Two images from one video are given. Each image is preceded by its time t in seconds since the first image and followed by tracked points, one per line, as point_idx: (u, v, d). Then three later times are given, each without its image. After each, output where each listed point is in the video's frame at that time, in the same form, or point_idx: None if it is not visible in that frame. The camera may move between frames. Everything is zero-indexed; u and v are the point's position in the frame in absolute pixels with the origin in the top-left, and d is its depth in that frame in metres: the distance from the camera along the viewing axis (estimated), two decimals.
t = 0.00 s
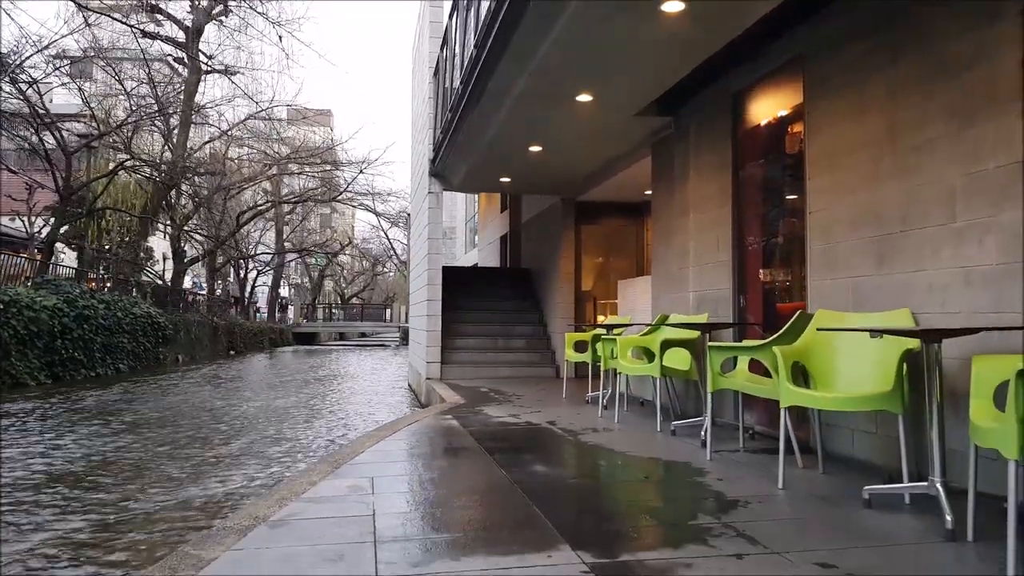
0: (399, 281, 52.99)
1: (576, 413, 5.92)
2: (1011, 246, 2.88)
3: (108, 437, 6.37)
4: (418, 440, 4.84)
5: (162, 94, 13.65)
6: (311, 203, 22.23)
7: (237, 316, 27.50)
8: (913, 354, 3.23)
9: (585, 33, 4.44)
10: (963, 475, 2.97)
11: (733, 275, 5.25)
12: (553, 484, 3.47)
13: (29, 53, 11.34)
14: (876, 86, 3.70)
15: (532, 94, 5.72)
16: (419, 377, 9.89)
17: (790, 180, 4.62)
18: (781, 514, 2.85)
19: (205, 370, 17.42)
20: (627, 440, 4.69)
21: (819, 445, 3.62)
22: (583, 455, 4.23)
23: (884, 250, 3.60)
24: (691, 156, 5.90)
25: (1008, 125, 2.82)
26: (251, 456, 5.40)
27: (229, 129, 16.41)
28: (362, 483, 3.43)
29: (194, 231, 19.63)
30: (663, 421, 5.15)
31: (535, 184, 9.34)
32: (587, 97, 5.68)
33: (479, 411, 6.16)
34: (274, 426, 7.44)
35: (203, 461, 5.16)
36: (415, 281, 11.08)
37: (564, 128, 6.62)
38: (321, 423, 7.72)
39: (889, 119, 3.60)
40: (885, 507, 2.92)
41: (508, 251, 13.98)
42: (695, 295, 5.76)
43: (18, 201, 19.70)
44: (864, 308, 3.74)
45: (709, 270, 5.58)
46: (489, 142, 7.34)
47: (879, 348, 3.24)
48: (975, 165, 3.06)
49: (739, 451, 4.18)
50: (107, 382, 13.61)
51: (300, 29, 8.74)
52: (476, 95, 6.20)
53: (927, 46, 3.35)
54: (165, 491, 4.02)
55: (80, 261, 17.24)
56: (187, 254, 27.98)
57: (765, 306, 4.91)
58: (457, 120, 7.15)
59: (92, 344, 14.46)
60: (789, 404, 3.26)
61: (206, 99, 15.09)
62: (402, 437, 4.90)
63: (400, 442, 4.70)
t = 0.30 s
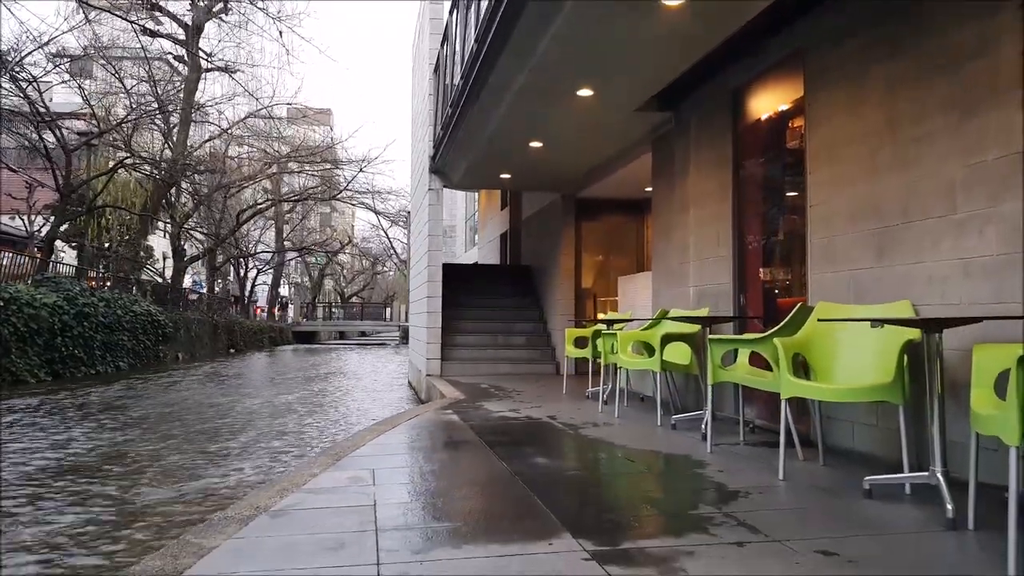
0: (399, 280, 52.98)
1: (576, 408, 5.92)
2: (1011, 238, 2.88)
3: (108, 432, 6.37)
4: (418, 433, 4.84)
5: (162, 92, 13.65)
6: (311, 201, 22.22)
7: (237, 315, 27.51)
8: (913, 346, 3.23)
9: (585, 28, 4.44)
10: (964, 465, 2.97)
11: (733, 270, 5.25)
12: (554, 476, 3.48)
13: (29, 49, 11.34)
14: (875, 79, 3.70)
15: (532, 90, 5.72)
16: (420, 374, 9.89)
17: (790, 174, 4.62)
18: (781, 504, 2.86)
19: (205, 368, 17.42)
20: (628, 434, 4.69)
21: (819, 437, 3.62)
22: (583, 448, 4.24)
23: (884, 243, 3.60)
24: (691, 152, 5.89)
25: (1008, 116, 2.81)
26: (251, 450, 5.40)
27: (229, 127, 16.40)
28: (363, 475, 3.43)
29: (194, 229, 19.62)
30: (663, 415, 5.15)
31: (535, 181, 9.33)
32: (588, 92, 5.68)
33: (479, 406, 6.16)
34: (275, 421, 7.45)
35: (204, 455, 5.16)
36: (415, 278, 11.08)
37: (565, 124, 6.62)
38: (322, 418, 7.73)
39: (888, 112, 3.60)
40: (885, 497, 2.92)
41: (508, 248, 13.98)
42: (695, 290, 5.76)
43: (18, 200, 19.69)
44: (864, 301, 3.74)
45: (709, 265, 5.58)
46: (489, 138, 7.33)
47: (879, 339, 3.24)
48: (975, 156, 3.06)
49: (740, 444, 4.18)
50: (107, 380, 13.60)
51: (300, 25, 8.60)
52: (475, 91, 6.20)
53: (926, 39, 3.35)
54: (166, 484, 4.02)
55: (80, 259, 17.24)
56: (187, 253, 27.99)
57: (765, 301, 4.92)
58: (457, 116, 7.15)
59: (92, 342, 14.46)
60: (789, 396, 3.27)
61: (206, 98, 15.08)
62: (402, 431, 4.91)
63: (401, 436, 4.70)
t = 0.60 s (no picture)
0: (399, 279, 52.95)
1: (577, 404, 5.93)
2: (1012, 230, 2.88)
3: (108, 428, 6.37)
4: (420, 428, 4.84)
5: (162, 90, 13.65)
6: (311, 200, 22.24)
7: (237, 313, 27.50)
8: (915, 340, 3.24)
9: (586, 27, 4.43)
10: (967, 458, 2.97)
11: (734, 265, 5.25)
12: (556, 469, 3.48)
13: (29, 46, 11.31)
14: (875, 73, 3.70)
15: (532, 88, 5.71)
16: (420, 371, 9.89)
17: (791, 169, 4.62)
18: (784, 496, 2.86)
19: (205, 366, 17.41)
20: (629, 429, 4.69)
21: (821, 431, 3.62)
22: (585, 443, 4.24)
23: (886, 236, 3.60)
24: (692, 148, 5.89)
25: (1009, 108, 2.81)
26: (252, 445, 5.39)
27: (229, 125, 16.38)
28: (365, 468, 3.44)
29: (194, 227, 19.61)
30: (665, 411, 5.15)
31: (536, 178, 9.33)
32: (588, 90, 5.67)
33: (480, 402, 6.16)
34: (276, 417, 7.44)
35: (205, 451, 5.16)
36: (416, 275, 11.07)
37: (565, 121, 6.61)
38: (323, 415, 7.73)
39: (888, 106, 3.61)
40: (888, 489, 2.92)
41: (509, 246, 13.97)
42: (697, 286, 5.76)
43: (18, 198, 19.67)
44: (866, 294, 3.75)
45: (710, 260, 5.58)
46: (490, 135, 7.33)
47: (881, 332, 3.24)
48: (976, 149, 3.06)
49: (741, 439, 4.19)
50: (107, 377, 13.59)
51: (301, 21, 8.59)
52: (476, 88, 6.20)
53: (926, 33, 3.35)
54: (168, 478, 4.03)
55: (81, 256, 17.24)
56: (187, 251, 27.98)
57: (766, 296, 4.92)
58: (458, 113, 7.14)
59: (92, 340, 14.45)
60: (792, 390, 3.27)
61: (207, 95, 15.09)
62: (403, 426, 4.90)
63: (402, 431, 4.70)
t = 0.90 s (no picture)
0: (399, 278, 52.97)
1: (578, 401, 5.93)
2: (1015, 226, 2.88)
3: (109, 425, 6.37)
4: (421, 425, 4.85)
5: (163, 87, 13.64)
6: (311, 198, 22.26)
7: (237, 312, 27.49)
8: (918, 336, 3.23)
9: (587, 26, 4.44)
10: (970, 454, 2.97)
11: (737, 262, 5.24)
12: (558, 464, 3.48)
13: (30, 43, 11.29)
14: (876, 71, 3.71)
15: (534, 86, 5.71)
16: (421, 368, 9.88)
17: (793, 167, 4.63)
18: (787, 491, 2.87)
19: (205, 364, 17.41)
20: (632, 425, 4.69)
21: (823, 428, 3.62)
22: (587, 439, 4.24)
23: (889, 232, 3.60)
24: (694, 146, 5.88)
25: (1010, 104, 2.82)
26: (253, 442, 5.39)
27: (230, 123, 16.36)
28: (368, 463, 3.44)
29: (194, 225, 19.62)
30: (667, 408, 5.15)
31: (537, 176, 9.32)
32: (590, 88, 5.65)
33: (481, 399, 6.16)
34: (277, 414, 7.44)
35: (206, 447, 5.16)
36: (416, 273, 11.07)
37: (567, 119, 6.60)
38: (324, 412, 7.73)
39: (889, 103, 3.61)
40: (892, 485, 2.93)
41: (509, 244, 13.98)
42: (698, 283, 5.76)
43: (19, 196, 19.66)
44: (869, 291, 3.75)
45: (712, 257, 5.57)
46: (491, 133, 7.33)
47: (884, 328, 3.24)
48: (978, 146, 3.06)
49: (743, 435, 4.19)
50: (107, 375, 13.58)
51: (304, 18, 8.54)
52: (478, 86, 6.19)
53: (926, 31, 3.36)
54: (170, 474, 4.02)
55: (81, 254, 17.24)
56: (187, 249, 27.97)
57: (767, 293, 4.93)
58: (460, 110, 7.14)
59: (92, 337, 14.45)
60: (795, 385, 3.27)
61: (207, 93, 15.08)
62: (405, 423, 4.90)
63: (404, 427, 4.70)
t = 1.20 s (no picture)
0: (399, 277, 52.96)
1: (580, 401, 5.93)
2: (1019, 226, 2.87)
3: (110, 424, 6.37)
4: (424, 424, 4.84)
5: (163, 87, 13.64)
6: (312, 198, 22.25)
7: (238, 311, 27.50)
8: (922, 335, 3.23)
9: (588, 26, 4.44)
10: (975, 454, 2.97)
11: (739, 261, 5.24)
12: (561, 463, 3.48)
13: (30, 43, 11.28)
14: (878, 70, 3.70)
15: (535, 86, 5.71)
16: (423, 368, 9.89)
17: (795, 166, 4.62)
18: (791, 491, 2.87)
19: (206, 363, 17.40)
20: (634, 424, 4.69)
21: (827, 427, 3.62)
22: (590, 438, 4.24)
23: (892, 231, 3.60)
24: (696, 145, 5.87)
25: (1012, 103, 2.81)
26: (255, 441, 5.39)
27: (231, 123, 16.36)
28: (371, 462, 3.44)
29: (195, 225, 19.62)
30: (669, 407, 5.15)
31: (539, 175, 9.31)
32: (592, 86, 5.67)
33: (483, 398, 6.16)
34: (278, 413, 7.44)
35: (207, 446, 5.16)
36: (417, 272, 11.08)
37: (569, 119, 6.60)
38: (325, 411, 7.72)
39: (891, 103, 3.61)
40: (896, 484, 2.92)
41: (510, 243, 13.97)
42: (700, 282, 5.75)
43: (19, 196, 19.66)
44: (872, 290, 3.75)
45: (714, 257, 5.57)
46: (493, 132, 7.32)
47: (888, 327, 3.24)
48: (981, 145, 3.06)
49: (746, 435, 4.19)
50: (108, 374, 13.58)
51: (305, 16, 8.62)
52: (480, 85, 6.20)
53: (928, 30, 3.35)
54: (174, 473, 4.03)
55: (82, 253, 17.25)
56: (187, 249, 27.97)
57: (770, 292, 4.93)
58: (461, 110, 7.14)
59: (93, 337, 14.46)
60: (799, 385, 3.26)
61: (208, 92, 15.08)
62: (407, 422, 4.90)
63: (406, 426, 4.70)
